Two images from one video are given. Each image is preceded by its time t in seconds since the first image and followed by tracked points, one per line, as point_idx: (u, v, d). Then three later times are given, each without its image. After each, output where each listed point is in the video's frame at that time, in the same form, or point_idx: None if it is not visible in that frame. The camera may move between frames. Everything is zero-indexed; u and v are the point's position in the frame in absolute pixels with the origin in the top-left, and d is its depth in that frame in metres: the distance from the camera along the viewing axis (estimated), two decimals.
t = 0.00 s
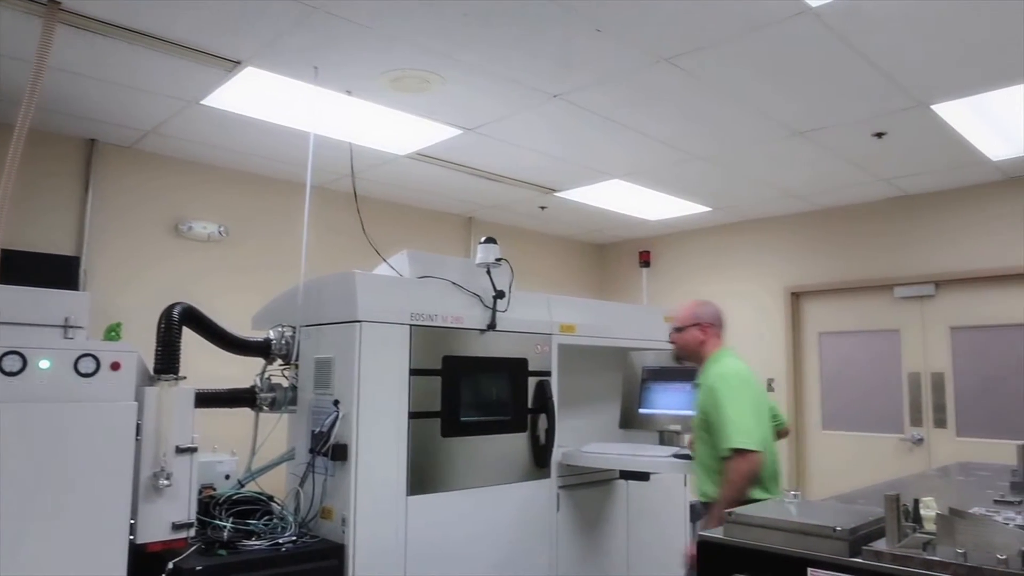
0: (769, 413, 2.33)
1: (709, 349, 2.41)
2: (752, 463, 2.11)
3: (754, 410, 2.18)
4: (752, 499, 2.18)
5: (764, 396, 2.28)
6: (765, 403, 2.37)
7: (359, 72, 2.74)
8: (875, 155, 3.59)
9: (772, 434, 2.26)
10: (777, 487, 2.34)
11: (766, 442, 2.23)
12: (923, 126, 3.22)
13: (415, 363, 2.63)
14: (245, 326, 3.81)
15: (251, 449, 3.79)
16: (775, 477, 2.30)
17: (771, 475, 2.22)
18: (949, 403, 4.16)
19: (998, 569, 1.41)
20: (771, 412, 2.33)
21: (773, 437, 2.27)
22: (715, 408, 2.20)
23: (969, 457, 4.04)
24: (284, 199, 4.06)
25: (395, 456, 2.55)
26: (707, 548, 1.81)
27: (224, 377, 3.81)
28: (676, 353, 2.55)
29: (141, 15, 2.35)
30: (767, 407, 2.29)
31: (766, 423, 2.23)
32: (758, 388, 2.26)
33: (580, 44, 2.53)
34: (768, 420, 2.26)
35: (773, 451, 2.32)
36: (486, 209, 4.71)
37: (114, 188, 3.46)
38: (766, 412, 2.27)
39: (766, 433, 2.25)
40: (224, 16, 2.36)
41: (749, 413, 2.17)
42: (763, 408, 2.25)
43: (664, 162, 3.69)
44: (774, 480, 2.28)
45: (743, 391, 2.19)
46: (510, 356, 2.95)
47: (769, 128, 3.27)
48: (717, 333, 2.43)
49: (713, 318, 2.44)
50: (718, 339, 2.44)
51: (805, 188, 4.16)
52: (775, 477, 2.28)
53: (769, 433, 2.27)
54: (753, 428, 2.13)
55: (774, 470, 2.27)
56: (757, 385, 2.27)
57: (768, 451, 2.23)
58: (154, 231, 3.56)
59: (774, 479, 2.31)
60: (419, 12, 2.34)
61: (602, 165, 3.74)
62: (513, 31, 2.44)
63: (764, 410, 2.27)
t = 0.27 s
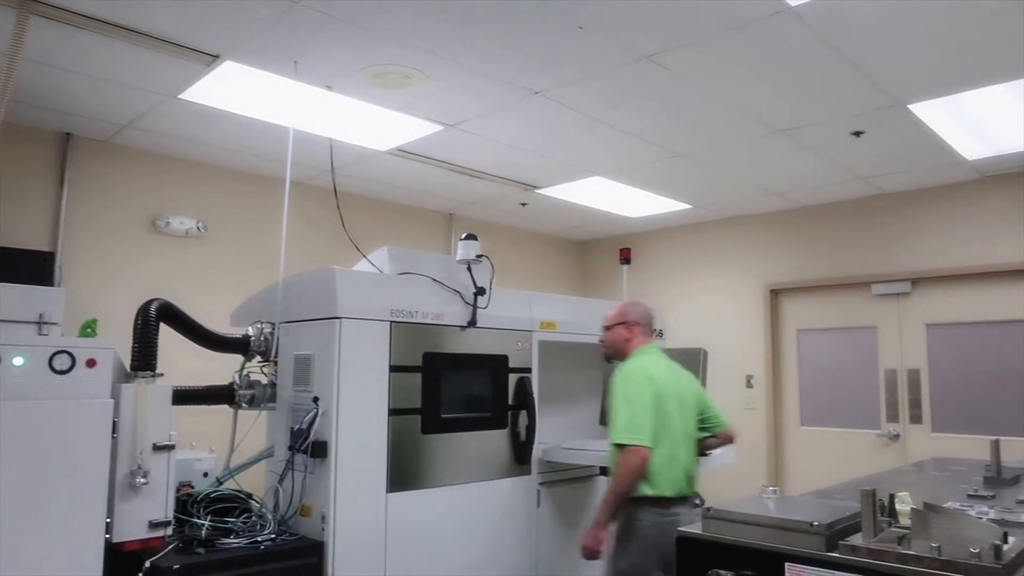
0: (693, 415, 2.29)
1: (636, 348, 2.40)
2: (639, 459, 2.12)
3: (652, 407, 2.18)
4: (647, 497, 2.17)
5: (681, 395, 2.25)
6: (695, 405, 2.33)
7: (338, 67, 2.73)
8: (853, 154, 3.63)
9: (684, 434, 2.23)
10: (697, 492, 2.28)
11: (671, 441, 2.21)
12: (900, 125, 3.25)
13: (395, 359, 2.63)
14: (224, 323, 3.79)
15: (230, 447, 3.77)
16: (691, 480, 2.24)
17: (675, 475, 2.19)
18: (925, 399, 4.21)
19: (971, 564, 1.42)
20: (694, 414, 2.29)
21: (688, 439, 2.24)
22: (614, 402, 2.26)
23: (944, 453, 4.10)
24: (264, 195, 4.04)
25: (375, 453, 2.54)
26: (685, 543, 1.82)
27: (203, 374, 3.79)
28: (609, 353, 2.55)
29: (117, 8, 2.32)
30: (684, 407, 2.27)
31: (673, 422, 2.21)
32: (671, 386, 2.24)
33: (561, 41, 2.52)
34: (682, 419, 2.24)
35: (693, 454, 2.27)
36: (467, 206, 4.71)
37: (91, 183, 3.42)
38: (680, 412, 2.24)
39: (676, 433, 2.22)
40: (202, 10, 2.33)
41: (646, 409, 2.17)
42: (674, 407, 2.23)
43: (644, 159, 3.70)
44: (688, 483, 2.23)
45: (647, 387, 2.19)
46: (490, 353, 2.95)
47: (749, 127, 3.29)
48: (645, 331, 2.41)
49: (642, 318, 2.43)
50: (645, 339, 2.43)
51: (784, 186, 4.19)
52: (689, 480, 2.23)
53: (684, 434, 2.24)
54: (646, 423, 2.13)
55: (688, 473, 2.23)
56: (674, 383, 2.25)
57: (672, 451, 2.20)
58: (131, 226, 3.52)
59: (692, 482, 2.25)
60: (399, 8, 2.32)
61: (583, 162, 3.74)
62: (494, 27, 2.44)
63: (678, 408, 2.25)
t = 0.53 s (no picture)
0: (624, 409, 2.32)
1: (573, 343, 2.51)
2: (557, 453, 2.16)
3: (573, 401, 2.23)
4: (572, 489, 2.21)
5: (608, 388, 2.29)
6: (631, 398, 2.36)
7: (322, 64, 2.71)
8: (836, 153, 3.66)
9: (613, 427, 2.26)
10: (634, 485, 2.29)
11: (597, 434, 2.25)
12: (882, 125, 3.28)
13: (378, 357, 2.61)
14: (206, 320, 3.76)
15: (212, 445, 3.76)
16: (622, 475, 2.26)
17: (600, 468, 2.22)
18: (906, 397, 4.26)
19: (950, 559, 1.44)
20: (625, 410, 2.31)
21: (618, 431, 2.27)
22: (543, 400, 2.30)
23: (924, 449, 4.15)
24: (247, 191, 4.01)
25: (359, 451, 2.53)
26: (669, 540, 1.83)
27: (185, 372, 3.76)
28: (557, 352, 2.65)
29: (97, 2, 2.29)
30: (613, 400, 2.30)
31: (597, 415, 2.25)
32: (597, 380, 2.29)
33: (546, 38, 2.52)
34: (609, 412, 2.27)
35: (626, 447, 2.29)
36: (451, 203, 4.71)
37: (71, 179, 3.38)
38: (607, 405, 2.28)
39: (602, 426, 2.26)
40: (184, 5, 2.31)
41: (566, 406, 2.21)
42: (599, 400, 2.27)
43: (628, 157, 3.71)
44: (619, 476, 2.25)
45: (568, 381, 2.25)
46: (475, 351, 2.95)
47: (733, 125, 3.31)
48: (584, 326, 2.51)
49: (582, 315, 2.55)
50: (587, 334, 2.53)
51: (768, 184, 4.21)
52: (620, 473, 2.25)
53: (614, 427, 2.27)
54: (564, 417, 2.18)
55: (618, 465, 2.25)
56: (601, 377, 2.29)
57: (598, 444, 2.24)
58: (113, 223, 3.49)
59: (626, 475, 2.27)
60: (383, 5, 2.32)
61: (567, 159, 3.75)
62: (479, 24, 2.43)
63: (606, 401, 2.28)
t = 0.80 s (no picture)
0: (553, 407, 2.34)
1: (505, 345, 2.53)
2: (477, 458, 2.24)
3: (495, 404, 2.28)
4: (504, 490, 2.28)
5: (533, 388, 2.32)
6: (564, 394, 2.37)
7: (307, 60, 2.70)
8: (821, 152, 3.68)
9: (540, 426, 2.29)
10: (572, 481, 2.31)
11: (524, 434, 2.29)
12: (866, 124, 3.31)
13: (364, 355, 2.61)
14: (190, 317, 3.74)
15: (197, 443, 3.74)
16: (557, 472, 2.29)
17: (529, 468, 2.26)
18: (889, 394, 4.30)
19: (932, 555, 1.45)
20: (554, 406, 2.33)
21: (545, 430, 2.29)
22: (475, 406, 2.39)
23: (907, 446, 4.19)
24: (232, 188, 3.99)
25: (344, 449, 2.52)
26: (654, 538, 1.83)
27: (169, 369, 3.74)
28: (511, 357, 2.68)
29: None
30: (541, 399, 2.33)
31: (522, 416, 2.29)
32: (522, 381, 2.32)
33: (533, 36, 2.52)
34: (536, 412, 2.30)
35: (559, 445, 2.31)
36: (437, 201, 4.70)
37: (53, 175, 3.35)
38: (534, 405, 2.31)
39: (529, 427, 2.29)
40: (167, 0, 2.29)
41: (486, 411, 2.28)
42: (524, 401, 2.31)
43: (614, 155, 3.72)
44: (552, 473, 2.28)
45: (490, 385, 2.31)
46: (461, 349, 2.95)
47: (718, 124, 3.32)
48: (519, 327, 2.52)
49: (517, 317, 2.55)
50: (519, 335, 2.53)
51: (754, 183, 4.23)
52: (552, 471, 2.28)
53: (542, 426, 2.30)
54: (483, 422, 2.25)
55: (548, 463, 2.28)
56: (525, 378, 2.33)
57: (525, 444, 2.28)
58: (95, 220, 3.46)
59: (559, 472, 2.30)
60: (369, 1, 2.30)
61: (554, 157, 3.75)
62: (466, 22, 2.43)
63: (532, 401, 2.31)
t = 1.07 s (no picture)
0: (503, 403, 2.39)
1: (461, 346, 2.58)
2: (429, 458, 2.34)
3: (443, 404, 2.37)
4: (461, 486, 2.37)
5: (480, 385, 2.39)
6: (515, 389, 2.42)
7: (292, 56, 2.68)
8: (805, 151, 3.71)
9: (490, 424, 2.36)
10: (526, 474, 2.36)
11: (475, 432, 2.37)
12: (851, 123, 3.33)
13: (349, 353, 2.60)
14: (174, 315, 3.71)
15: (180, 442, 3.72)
16: (511, 467, 2.35)
17: (480, 464, 2.34)
18: (872, 391, 4.34)
19: (913, 550, 1.45)
20: (505, 403, 2.39)
21: (496, 427, 2.36)
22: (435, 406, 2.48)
23: (890, 443, 4.23)
24: (216, 185, 3.96)
25: (330, 447, 2.51)
26: (639, 534, 1.84)
27: (152, 367, 3.72)
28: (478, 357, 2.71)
29: None
30: (490, 396, 2.39)
31: (473, 414, 2.37)
32: (470, 379, 2.39)
33: (520, 33, 2.52)
34: (485, 409, 2.37)
35: (510, 440, 2.37)
36: (423, 198, 4.69)
37: (33, 171, 3.31)
38: (482, 402, 2.38)
39: (478, 424, 2.37)
40: None
41: (438, 412, 2.37)
42: (473, 399, 2.38)
43: (600, 153, 3.72)
44: (503, 468, 2.34)
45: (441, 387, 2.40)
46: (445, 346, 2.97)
47: (704, 123, 3.33)
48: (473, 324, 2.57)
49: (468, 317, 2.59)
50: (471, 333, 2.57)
51: (739, 181, 4.26)
52: (504, 467, 2.35)
53: (490, 423, 2.36)
54: (432, 423, 2.34)
55: (498, 459, 2.34)
56: (472, 376, 2.40)
57: (476, 442, 2.36)
58: (77, 216, 3.43)
59: (512, 466, 2.36)
60: None
61: (540, 155, 3.75)
62: (452, 18, 2.42)
63: (481, 398, 2.38)
